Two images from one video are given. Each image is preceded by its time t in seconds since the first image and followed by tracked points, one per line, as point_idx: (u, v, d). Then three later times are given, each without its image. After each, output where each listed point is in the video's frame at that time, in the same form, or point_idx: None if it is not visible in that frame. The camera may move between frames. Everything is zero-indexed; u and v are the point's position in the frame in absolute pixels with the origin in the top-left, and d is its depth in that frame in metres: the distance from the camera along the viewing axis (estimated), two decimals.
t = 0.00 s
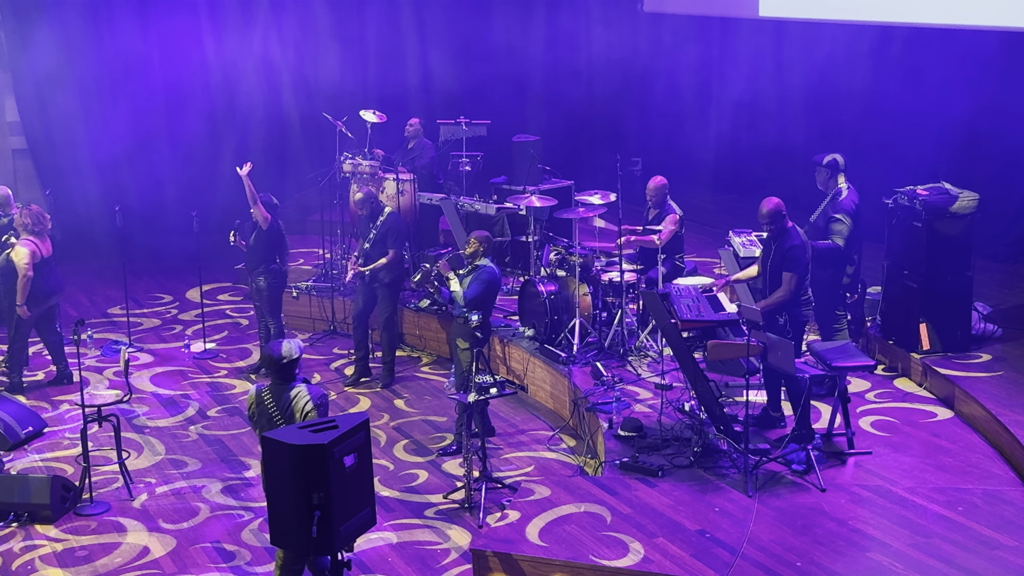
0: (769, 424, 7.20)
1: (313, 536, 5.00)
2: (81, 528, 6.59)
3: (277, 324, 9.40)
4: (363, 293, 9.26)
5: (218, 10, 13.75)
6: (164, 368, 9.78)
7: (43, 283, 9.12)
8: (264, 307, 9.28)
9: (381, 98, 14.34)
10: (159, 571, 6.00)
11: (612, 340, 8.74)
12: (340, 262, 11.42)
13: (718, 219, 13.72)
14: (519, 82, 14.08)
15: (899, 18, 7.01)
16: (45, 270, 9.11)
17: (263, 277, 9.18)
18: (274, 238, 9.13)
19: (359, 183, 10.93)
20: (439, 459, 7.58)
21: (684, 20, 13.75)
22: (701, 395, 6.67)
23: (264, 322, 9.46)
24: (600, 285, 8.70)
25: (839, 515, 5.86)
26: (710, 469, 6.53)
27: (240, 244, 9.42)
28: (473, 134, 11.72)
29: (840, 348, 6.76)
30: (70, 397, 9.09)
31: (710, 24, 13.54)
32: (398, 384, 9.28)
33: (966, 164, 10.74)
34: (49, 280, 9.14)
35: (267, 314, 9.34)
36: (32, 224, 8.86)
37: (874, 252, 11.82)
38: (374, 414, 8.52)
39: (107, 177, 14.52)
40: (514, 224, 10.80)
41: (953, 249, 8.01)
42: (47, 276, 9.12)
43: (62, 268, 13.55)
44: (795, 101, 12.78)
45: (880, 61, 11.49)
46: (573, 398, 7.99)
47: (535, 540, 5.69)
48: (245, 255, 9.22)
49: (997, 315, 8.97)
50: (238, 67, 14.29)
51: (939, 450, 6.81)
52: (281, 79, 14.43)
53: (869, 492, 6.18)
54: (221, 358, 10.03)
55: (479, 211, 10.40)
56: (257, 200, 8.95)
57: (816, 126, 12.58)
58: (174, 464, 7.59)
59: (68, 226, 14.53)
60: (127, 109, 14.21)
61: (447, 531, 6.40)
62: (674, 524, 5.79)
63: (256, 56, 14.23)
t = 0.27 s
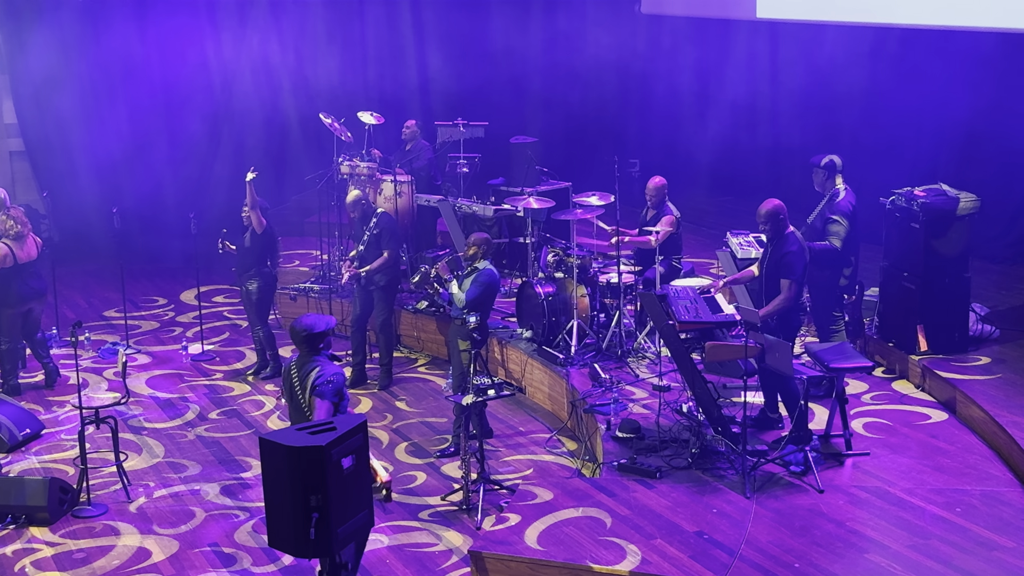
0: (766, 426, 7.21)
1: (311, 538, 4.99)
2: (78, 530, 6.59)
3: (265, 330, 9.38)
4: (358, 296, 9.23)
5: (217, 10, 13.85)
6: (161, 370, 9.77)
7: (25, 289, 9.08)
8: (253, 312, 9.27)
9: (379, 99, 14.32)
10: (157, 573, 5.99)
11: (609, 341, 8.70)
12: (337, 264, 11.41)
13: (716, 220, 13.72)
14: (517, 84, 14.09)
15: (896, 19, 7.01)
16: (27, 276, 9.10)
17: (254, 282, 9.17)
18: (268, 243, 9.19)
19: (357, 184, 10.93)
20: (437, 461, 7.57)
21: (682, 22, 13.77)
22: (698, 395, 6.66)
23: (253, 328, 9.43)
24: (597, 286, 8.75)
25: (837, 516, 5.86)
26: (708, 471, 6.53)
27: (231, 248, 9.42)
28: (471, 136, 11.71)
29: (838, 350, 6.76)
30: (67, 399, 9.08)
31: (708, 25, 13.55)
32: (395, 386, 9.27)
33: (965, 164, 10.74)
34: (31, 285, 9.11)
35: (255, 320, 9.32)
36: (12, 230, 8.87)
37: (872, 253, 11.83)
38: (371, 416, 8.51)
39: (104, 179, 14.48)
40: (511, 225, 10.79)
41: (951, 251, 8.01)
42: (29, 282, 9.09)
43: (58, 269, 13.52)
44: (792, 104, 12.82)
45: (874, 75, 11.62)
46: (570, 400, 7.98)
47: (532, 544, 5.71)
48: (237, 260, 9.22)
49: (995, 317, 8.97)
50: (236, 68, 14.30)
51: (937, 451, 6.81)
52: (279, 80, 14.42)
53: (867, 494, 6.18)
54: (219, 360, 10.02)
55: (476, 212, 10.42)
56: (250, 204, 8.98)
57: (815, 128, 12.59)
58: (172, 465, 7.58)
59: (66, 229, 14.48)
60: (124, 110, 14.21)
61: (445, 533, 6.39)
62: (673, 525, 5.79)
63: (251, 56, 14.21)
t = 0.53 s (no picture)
0: (763, 427, 7.21)
1: (309, 539, 5.00)
2: (76, 530, 6.58)
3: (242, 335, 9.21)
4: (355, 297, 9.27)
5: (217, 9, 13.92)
6: (159, 370, 9.77)
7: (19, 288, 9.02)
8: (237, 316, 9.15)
9: (376, 99, 14.30)
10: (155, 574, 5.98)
11: (608, 342, 8.71)
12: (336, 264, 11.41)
13: (715, 220, 13.72)
14: (513, 83, 14.09)
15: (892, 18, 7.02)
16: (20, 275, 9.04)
17: (245, 287, 9.10)
18: (256, 247, 9.08)
19: (355, 184, 10.93)
20: (435, 462, 7.57)
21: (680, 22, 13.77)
22: (696, 395, 6.64)
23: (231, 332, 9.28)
24: (595, 287, 8.73)
25: (835, 517, 5.87)
26: (706, 471, 6.53)
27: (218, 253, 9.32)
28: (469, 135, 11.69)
29: (836, 350, 6.77)
30: (65, 400, 9.07)
31: (707, 25, 13.53)
32: (393, 386, 9.27)
33: (963, 164, 10.74)
34: (25, 285, 9.05)
35: (237, 324, 9.18)
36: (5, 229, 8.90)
37: (870, 253, 11.83)
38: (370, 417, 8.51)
39: (102, 179, 14.53)
40: (510, 225, 10.77)
41: (949, 251, 8.02)
42: (22, 281, 9.04)
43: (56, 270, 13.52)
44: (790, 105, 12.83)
45: (872, 75, 11.62)
46: (569, 400, 7.98)
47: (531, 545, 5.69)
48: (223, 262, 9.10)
49: (993, 317, 8.97)
50: (233, 68, 14.30)
51: (935, 451, 6.81)
52: (276, 80, 14.41)
53: (865, 494, 6.18)
54: (217, 360, 10.02)
55: (475, 213, 10.42)
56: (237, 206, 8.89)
57: (815, 129, 12.58)
58: (170, 466, 7.57)
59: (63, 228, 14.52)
60: (122, 110, 14.23)
61: (443, 534, 6.39)
62: (671, 526, 5.79)
63: (249, 55, 14.26)
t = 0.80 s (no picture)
0: (762, 427, 7.21)
1: (308, 538, 5.00)
2: (76, 530, 6.58)
3: (229, 340, 9.16)
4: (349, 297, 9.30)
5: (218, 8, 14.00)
6: (159, 369, 9.76)
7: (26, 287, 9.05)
8: (222, 320, 9.08)
9: (375, 98, 14.30)
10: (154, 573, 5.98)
11: (607, 340, 8.76)
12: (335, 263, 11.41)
13: (714, 220, 13.72)
14: (510, 83, 14.09)
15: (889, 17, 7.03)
16: (28, 274, 9.06)
17: (229, 290, 9.04)
18: (240, 251, 9.05)
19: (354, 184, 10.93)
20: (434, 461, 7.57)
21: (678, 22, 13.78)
22: (696, 395, 6.64)
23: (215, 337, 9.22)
24: (595, 287, 8.71)
25: (834, 516, 5.87)
26: (705, 470, 6.53)
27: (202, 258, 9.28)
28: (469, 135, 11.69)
29: (835, 349, 6.76)
30: (64, 399, 9.07)
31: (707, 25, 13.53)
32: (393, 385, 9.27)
33: (963, 164, 10.75)
34: (32, 284, 9.07)
35: (224, 327, 9.10)
36: (19, 227, 8.87)
37: (869, 253, 11.83)
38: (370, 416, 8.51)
39: (101, 177, 14.56)
40: (509, 224, 10.77)
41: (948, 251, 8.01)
42: (30, 281, 9.06)
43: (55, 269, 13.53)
44: (789, 105, 12.83)
45: (871, 74, 11.63)
46: (568, 399, 7.98)
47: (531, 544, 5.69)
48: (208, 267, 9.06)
49: (992, 316, 8.98)
50: (232, 67, 14.35)
51: (934, 451, 6.82)
52: (275, 79, 14.43)
53: (864, 493, 6.18)
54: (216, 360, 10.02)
55: (474, 212, 10.49)
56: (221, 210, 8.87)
57: (815, 128, 12.56)
58: (170, 465, 7.57)
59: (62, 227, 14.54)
60: (121, 108, 14.26)
61: (443, 533, 6.39)
62: (670, 525, 5.79)
63: (248, 54, 14.30)
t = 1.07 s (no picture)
0: (763, 426, 7.20)
1: (309, 536, 5.00)
2: (77, 528, 6.58)
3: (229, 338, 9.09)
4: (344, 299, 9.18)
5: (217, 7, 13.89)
6: (160, 368, 9.77)
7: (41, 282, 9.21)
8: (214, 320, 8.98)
9: (376, 96, 14.31)
10: (155, 572, 5.99)
11: (608, 339, 8.76)
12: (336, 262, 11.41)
13: (715, 219, 13.72)
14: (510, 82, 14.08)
15: (895, 16, 7.00)
16: (46, 270, 9.22)
17: (212, 288, 8.87)
18: (224, 250, 8.88)
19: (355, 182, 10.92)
20: (435, 459, 7.57)
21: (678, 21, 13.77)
22: (696, 393, 6.65)
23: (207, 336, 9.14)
24: (596, 285, 8.70)
25: (835, 515, 5.87)
26: (706, 469, 6.53)
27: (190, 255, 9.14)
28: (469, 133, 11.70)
29: (836, 348, 6.76)
30: (65, 397, 9.07)
31: (707, 24, 13.51)
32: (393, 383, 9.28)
33: (964, 162, 10.74)
34: (49, 281, 9.26)
35: (220, 327, 9.01)
36: (43, 222, 9.07)
37: (870, 251, 11.83)
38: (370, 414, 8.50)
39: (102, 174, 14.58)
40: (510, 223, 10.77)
41: (949, 249, 8.01)
42: (48, 277, 9.24)
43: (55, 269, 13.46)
44: (789, 104, 12.84)
45: (871, 73, 11.63)
46: (568, 398, 7.98)
47: (533, 541, 5.67)
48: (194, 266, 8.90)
49: (993, 315, 8.98)
50: (232, 64, 14.35)
51: (935, 449, 6.82)
52: (275, 79, 14.48)
53: (865, 492, 6.18)
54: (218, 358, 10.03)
55: (474, 211, 10.39)
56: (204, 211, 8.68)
57: (814, 127, 12.59)
58: (170, 464, 7.56)
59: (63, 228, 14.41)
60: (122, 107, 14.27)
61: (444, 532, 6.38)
62: (671, 523, 5.79)
63: (249, 52, 14.25)
